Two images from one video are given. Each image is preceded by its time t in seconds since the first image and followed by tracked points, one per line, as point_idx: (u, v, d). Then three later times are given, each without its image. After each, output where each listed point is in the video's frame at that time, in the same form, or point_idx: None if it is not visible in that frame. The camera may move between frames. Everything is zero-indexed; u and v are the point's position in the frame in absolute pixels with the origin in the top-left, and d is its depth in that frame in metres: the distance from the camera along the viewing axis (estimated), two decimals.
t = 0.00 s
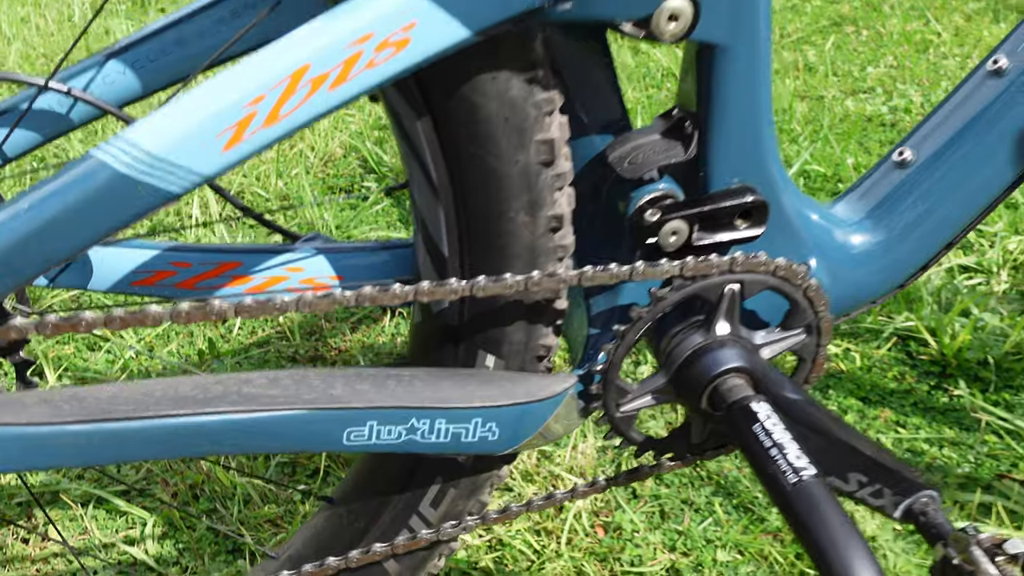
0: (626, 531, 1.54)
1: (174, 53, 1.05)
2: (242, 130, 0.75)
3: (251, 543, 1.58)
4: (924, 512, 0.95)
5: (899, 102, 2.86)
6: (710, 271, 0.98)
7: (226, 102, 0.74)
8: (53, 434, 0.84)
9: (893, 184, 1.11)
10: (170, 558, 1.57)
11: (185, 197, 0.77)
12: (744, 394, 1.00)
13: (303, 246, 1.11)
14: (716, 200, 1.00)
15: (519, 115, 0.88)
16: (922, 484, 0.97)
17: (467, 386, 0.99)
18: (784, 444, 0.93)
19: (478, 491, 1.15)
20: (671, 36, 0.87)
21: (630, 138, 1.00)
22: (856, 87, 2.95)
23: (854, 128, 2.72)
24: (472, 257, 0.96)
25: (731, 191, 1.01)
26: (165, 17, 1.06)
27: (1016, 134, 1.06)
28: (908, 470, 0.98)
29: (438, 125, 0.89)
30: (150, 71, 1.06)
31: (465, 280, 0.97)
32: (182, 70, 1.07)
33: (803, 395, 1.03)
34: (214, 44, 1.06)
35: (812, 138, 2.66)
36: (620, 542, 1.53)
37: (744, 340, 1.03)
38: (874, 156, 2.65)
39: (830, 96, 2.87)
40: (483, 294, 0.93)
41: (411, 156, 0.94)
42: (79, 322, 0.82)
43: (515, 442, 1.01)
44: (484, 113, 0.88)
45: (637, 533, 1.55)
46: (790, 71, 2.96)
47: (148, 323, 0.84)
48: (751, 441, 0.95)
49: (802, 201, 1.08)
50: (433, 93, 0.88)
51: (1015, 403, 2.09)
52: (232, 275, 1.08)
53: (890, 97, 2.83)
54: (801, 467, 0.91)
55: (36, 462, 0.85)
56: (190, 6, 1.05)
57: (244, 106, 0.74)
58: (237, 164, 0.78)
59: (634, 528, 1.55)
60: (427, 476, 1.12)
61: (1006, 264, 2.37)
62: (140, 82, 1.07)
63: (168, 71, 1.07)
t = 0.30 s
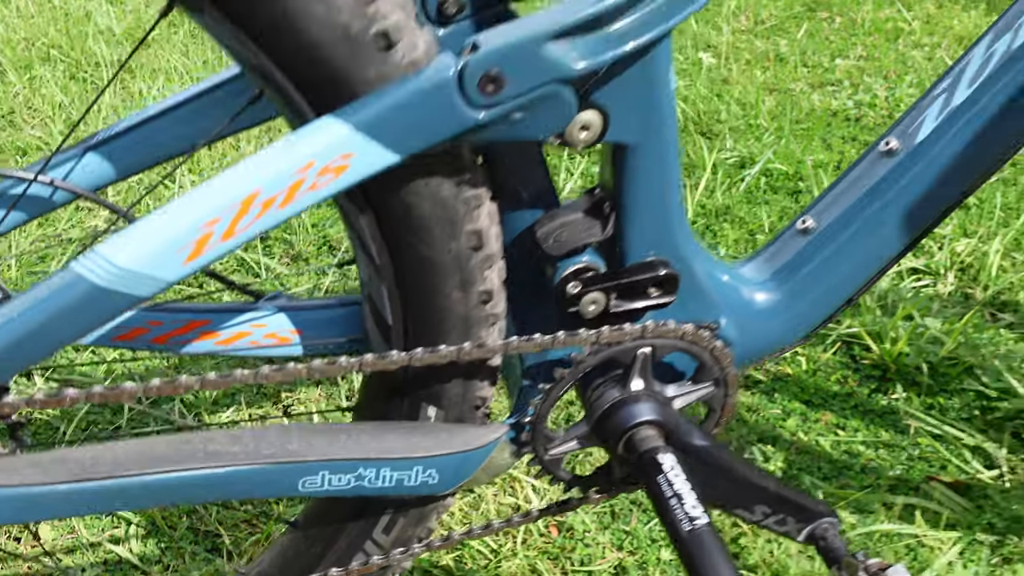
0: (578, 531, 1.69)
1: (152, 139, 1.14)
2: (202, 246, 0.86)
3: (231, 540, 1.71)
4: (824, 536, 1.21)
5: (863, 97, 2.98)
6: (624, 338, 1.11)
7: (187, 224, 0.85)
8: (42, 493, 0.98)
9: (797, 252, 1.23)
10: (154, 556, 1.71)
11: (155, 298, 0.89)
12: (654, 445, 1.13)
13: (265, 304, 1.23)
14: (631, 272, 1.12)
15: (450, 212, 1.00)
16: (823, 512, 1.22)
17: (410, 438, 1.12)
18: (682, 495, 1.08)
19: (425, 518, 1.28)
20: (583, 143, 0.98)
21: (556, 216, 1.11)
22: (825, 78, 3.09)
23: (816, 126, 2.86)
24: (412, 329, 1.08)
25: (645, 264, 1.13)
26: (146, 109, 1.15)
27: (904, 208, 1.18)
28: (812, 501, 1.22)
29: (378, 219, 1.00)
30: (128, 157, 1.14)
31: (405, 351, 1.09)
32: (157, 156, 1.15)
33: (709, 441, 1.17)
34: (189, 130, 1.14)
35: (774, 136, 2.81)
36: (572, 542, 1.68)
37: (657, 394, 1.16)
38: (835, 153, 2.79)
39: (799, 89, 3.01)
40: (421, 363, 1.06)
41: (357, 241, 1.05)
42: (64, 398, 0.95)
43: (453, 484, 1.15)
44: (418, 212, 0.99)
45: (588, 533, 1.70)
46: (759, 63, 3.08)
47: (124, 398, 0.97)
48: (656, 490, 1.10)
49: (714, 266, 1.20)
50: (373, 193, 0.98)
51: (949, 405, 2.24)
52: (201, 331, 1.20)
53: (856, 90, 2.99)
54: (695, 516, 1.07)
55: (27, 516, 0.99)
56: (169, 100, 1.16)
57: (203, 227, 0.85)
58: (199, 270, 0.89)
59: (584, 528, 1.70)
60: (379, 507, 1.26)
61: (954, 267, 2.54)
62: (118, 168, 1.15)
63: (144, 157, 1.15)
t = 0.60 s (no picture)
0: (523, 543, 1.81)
1: (106, 228, 1.16)
2: (141, 343, 0.97)
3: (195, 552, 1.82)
4: (724, 567, 1.37)
5: (823, 104, 2.97)
6: (531, 402, 1.24)
7: (126, 326, 0.96)
8: (6, 548, 1.11)
9: (695, 316, 1.35)
10: (124, 566, 1.82)
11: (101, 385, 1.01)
12: (560, 496, 1.27)
13: (213, 363, 1.35)
14: (539, 342, 1.25)
15: (368, 298, 1.12)
16: (722, 546, 1.36)
17: (340, 490, 1.24)
18: (580, 546, 1.23)
19: (362, 551, 1.40)
20: (486, 238, 1.10)
21: (472, 291, 1.23)
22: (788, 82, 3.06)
23: (774, 137, 2.85)
24: (339, 396, 1.20)
25: (552, 334, 1.25)
26: (106, 197, 1.18)
27: (789, 281, 1.30)
28: (713, 537, 1.36)
29: (303, 305, 1.11)
30: (83, 242, 1.17)
31: (332, 419, 1.21)
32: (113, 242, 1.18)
33: (613, 488, 1.30)
34: (143, 223, 1.17)
35: (734, 146, 2.80)
36: (517, 554, 1.80)
37: (564, 448, 1.28)
38: (791, 164, 2.79)
39: (761, 96, 2.99)
40: (346, 429, 1.20)
41: (287, 319, 1.17)
42: (25, 466, 1.09)
43: (380, 528, 1.27)
44: (339, 299, 1.11)
45: (533, 544, 1.82)
46: (725, 68, 3.07)
47: (78, 465, 1.11)
48: (558, 538, 1.25)
49: (617, 330, 1.32)
50: (297, 283, 1.09)
51: (881, 420, 2.21)
52: (153, 389, 1.31)
53: (817, 99, 2.97)
54: (589, 565, 1.22)
55: None
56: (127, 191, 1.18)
57: (140, 328, 0.96)
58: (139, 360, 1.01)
59: (531, 540, 1.82)
60: (315, 545, 1.37)
61: (897, 280, 2.47)
62: (71, 252, 1.18)
63: (98, 243, 1.18)
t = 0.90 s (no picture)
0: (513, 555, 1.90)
1: (117, 289, 1.26)
2: (143, 409, 1.08)
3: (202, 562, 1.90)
4: None
5: (823, 116, 2.81)
6: (504, 450, 1.35)
7: (131, 395, 1.06)
8: None
9: (662, 366, 1.44)
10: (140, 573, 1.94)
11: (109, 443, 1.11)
12: (531, 536, 1.37)
13: (213, 407, 1.45)
14: (513, 394, 1.35)
15: (351, 360, 1.21)
16: None
17: (329, 528, 1.35)
18: None
19: None
20: (458, 308, 1.19)
21: (449, 347, 1.33)
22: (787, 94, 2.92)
23: (771, 150, 2.72)
24: (328, 444, 1.31)
25: (524, 386, 1.35)
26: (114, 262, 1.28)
27: (747, 338, 1.40)
28: (678, 568, 1.45)
29: (292, 366, 1.21)
30: (96, 302, 1.27)
31: (321, 465, 1.32)
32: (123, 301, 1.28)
33: (581, 527, 1.40)
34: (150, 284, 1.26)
35: (731, 158, 2.69)
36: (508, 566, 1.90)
37: (537, 491, 1.39)
38: (789, 177, 2.67)
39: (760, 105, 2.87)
40: (333, 476, 1.31)
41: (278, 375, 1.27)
42: (42, 512, 1.20)
43: (367, 561, 1.38)
44: (324, 361, 1.21)
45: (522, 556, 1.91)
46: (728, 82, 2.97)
47: (87, 511, 1.20)
48: None
49: (588, 378, 1.42)
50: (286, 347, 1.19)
51: (862, 440, 2.13)
52: (159, 429, 1.40)
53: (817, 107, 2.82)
54: None
55: None
56: (136, 256, 1.27)
57: (143, 396, 1.07)
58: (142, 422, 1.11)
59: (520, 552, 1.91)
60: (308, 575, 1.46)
61: (886, 297, 2.36)
62: (85, 310, 1.28)
63: (110, 303, 1.27)
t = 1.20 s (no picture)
0: None
1: (123, 336, 1.27)
2: (144, 465, 1.08)
3: None
4: None
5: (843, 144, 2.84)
6: (507, 505, 1.33)
7: (131, 452, 1.06)
8: None
9: (669, 419, 1.43)
10: None
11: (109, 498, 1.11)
12: None
13: (219, 452, 1.45)
14: (518, 447, 1.34)
15: (354, 415, 1.21)
16: None
17: None
18: None
19: None
20: (462, 364, 1.18)
21: (454, 399, 1.32)
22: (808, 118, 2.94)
23: (791, 178, 2.69)
24: (331, 495, 1.30)
25: (530, 440, 1.34)
26: (119, 310, 1.29)
27: (755, 394, 1.38)
28: None
29: (296, 421, 1.20)
30: (103, 348, 1.28)
31: (323, 517, 1.32)
32: (130, 348, 1.28)
33: None
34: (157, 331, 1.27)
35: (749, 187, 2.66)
36: None
37: (540, 544, 1.37)
38: (807, 206, 2.64)
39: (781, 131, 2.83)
40: (335, 528, 1.31)
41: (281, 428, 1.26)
42: (42, 562, 1.20)
43: None
44: (326, 416, 1.20)
45: None
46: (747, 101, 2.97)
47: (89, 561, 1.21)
48: None
49: (594, 428, 1.41)
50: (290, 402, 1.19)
51: (876, 479, 2.09)
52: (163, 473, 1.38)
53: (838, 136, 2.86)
54: None
55: None
56: (141, 303, 1.28)
57: (144, 453, 1.07)
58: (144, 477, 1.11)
59: None
60: None
61: (903, 332, 2.31)
62: (91, 357, 1.28)
63: (116, 349, 1.28)
